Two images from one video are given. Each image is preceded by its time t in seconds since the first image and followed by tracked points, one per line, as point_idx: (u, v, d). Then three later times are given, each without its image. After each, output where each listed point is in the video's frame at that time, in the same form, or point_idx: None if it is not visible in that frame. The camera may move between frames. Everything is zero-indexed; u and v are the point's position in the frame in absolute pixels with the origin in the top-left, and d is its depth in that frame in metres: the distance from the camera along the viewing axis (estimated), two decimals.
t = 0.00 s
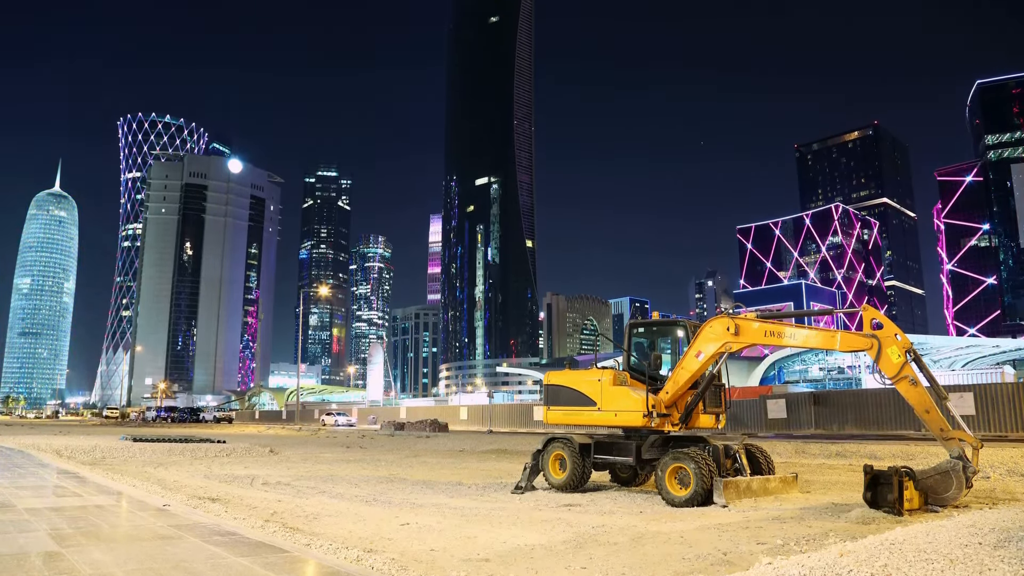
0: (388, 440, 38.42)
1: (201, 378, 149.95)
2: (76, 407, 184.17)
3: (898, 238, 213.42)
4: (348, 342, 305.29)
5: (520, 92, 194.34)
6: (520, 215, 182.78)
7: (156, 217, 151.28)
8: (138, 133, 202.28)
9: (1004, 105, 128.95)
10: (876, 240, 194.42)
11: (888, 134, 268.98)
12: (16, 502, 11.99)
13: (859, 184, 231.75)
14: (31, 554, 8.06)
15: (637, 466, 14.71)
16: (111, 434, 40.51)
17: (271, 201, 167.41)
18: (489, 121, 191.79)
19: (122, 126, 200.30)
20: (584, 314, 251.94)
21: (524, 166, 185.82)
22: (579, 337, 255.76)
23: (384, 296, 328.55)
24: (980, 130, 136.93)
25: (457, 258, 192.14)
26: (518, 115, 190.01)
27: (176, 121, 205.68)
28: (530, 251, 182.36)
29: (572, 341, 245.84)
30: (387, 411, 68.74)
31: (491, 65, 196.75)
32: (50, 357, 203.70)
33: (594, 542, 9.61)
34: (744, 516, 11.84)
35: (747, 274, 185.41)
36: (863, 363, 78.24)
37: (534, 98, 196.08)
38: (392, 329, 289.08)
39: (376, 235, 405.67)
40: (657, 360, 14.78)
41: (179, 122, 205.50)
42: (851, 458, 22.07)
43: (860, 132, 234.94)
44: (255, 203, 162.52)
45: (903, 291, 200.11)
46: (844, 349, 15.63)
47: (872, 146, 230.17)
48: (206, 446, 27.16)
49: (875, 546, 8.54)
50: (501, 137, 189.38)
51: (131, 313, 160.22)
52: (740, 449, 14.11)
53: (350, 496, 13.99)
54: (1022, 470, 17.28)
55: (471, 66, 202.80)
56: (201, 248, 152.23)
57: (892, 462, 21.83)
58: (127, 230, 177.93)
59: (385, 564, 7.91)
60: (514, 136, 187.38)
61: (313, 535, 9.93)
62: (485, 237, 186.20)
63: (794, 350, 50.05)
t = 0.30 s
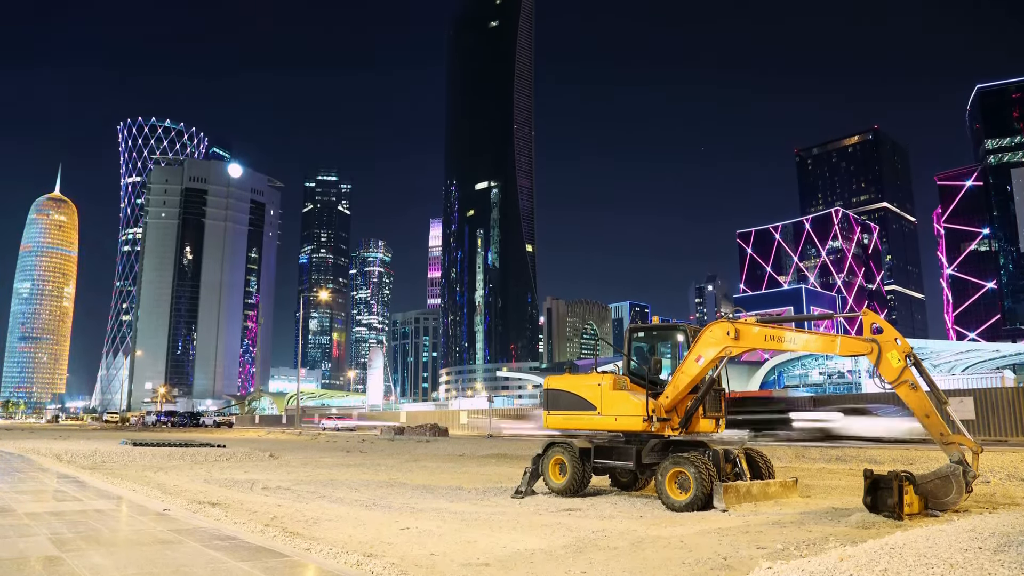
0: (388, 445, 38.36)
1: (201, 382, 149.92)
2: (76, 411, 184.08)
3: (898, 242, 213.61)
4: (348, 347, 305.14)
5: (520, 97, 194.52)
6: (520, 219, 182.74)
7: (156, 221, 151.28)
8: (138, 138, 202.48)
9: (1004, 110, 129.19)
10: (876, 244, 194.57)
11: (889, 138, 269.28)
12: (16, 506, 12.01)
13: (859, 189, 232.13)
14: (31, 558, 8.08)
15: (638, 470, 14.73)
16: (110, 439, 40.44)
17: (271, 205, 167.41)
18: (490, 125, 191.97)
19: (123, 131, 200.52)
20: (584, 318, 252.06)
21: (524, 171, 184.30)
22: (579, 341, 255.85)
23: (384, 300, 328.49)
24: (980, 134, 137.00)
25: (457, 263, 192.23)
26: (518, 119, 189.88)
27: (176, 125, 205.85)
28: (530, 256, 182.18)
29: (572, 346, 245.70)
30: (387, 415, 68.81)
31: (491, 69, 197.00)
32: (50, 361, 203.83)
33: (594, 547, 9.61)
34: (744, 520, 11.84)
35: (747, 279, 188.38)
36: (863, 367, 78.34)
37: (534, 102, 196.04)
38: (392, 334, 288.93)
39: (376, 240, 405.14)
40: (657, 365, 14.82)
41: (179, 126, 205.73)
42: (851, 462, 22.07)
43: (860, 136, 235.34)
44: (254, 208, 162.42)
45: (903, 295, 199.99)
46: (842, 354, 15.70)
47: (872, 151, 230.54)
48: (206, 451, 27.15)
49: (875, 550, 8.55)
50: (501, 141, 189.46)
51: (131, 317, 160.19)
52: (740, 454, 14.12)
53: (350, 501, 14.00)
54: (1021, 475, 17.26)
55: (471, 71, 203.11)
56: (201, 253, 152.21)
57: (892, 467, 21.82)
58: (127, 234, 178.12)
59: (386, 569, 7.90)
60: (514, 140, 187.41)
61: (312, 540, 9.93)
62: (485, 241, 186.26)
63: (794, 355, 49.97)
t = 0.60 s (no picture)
0: (388, 449, 38.33)
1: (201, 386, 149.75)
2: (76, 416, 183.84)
3: (898, 247, 213.63)
4: (348, 351, 304.90)
5: (520, 101, 194.79)
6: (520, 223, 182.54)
7: (156, 226, 151.57)
8: (138, 142, 202.92)
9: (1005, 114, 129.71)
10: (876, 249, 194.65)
11: (888, 142, 269.82)
12: (16, 511, 11.99)
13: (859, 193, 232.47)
14: (31, 563, 8.09)
15: (637, 475, 14.72)
16: (111, 443, 40.43)
17: (271, 210, 167.48)
18: (489, 130, 192.38)
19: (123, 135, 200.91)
20: (584, 323, 252.27)
21: (524, 175, 184.22)
22: (579, 346, 255.68)
23: (384, 305, 328.32)
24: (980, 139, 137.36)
25: (457, 267, 192.22)
26: (518, 123, 189.72)
27: (176, 130, 206.11)
28: (530, 261, 182.05)
29: (572, 350, 245.55)
30: (387, 419, 68.77)
31: (491, 73, 197.36)
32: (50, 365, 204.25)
33: (594, 551, 9.63)
34: (744, 524, 11.84)
35: (747, 283, 187.63)
36: (863, 371, 78.30)
37: (534, 107, 196.37)
38: (392, 338, 288.76)
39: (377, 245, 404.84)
40: (657, 369, 14.85)
41: (179, 131, 206.10)
42: (852, 467, 22.04)
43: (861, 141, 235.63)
44: (255, 212, 162.59)
45: (903, 300, 199.95)
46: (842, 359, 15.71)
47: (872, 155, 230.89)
48: (206, 455, 27.18)
49: (874, 554, 8.56)
50: (501, 145, 189.52)
51: (131, 321, 160.23)
52: (740, 458, 14.11)
53: (351, 504, 14.02)
54: (1022, 479, 17.29)
55: (472, 75, 203.57)
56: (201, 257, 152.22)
57: (892, 471, 21.78)
58: (127, 238, 178.31)
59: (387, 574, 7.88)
60: (514, 144, 187.39)
61: (312, 544, 9.93)
62: (485, 245, 186.09)
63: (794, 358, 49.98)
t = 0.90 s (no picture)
0: (388, 454, 38.32)
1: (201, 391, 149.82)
2: (77, 420, 183.77)
3: (898, 252, 213.74)
4: (348, 356, 304.76)
5: (520, 105, 195.05)
6: (520, 228, 182.55)
7: (156, 230, 151.53)
8: (138, 147, 203.12)
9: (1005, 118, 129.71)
10: (876, 253, 194.72)
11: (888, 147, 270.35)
12: (16, 515, 12.00)
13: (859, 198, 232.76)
14: (31, 567, 8.10)
15: (638, 480, 14.71)
16: (111, 447, 40.42)
17: (271, 214, 167.57)
18: (489, 134, 192.68)
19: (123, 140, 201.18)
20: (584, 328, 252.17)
21: (524, 180, 184.87)
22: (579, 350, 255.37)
23: (384, 309, 328.13)
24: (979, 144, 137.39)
25: (457, 271, 192.28)
26: (518, 128, 190.02)
27: (176, 134, 206.37)
28: (530, 265, 181.87)
29: (572, 355, 245.50)
30: (386, 423, 68.74)
31: (491, 78, 197.74)
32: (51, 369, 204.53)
33: (595, 556, 9.64)
34: (745, 529, 11.85)
35: (747, 287, 187.32)
36: (863, 376, 78.36)
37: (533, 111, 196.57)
38: (392, 343, 288.86)
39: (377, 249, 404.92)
40: (657, 374, 14.86)
41: (179, 135, 206.36)
42: (852, 471, 22.03)
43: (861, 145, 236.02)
44: (255, 217, 162.78)
45: (902, 305, 200.06)
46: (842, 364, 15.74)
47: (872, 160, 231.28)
48: (205, 459, 27.16)
49: (876, 559, 8.56)
50: (501, 150, 189.74)
51: (131, 326, 160.28)
52: (739, 463, 14.13)
53: (351, 509, 14.02)
54: (1022, 483, 17.27)
55: (472, 80, 203.97)
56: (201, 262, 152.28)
57: (893, 475, 21.81)
58: (127, 243, 178.50)
59: None
60: (515, 149, 187.59)
61: (313, 548, 9.94)
62: (485, 250, 186.13)
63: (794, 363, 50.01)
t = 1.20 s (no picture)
0: (387, 457, 38.33)
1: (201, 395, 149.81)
2: (76, 425, 183.65)
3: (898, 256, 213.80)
4: (348, 360, 304.61)
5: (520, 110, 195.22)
6: (520, 232, 182.54)
7: (156, 235, 151.52)
8: (138, 152, 203.24)
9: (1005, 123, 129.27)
10: (876, 257, 194.69)
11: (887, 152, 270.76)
12: (16, 519, 12.01)
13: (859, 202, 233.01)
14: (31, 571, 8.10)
15: (637, 484, 14.73)
16: (112, 451, 40.34)
17: (271, 218, 167.62)
18: (489, 139, 192.96)
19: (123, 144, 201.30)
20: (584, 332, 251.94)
21: (524, 185, 185.01)
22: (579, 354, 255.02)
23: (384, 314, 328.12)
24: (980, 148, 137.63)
25: (457, 276, 192.37)
26: (518, 132, 190.25)
27: (176, 139, 206.58)
28: (530, 270, 181.67)
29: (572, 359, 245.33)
30: (386, 428, 68.66)
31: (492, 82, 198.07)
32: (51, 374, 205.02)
33: (594, 560, 9.65)
34: (744, 533, 11.85)
35: (747, 292, 188.66)
36: (863, 380, 78.43)
37: (534, 115, 197.03)
38: (392, 347, 288.80)
39: (377, 253, 405.17)
40: (657, 379, 14.89)
41: (179, 140, 206.55)
42: (852, 476, 22.03)
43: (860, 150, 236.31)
44: (255, 221, 162.91)
45: (902, 309, 200.00)
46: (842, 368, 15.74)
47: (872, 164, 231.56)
48: (205, 464, 27.10)
49: (876, 563, 8.58)
50: (502, 154, 189.89)
51: (131, 330, 160.27)
52: (740, 467, 14.13)
53: (351, 513, 14.02)
54: (1022, 487, 17.28)
55: (472, 85, 204.32)
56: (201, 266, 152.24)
57: (893, 480, 21.78)
58: (127, 247, 178.61)
59: None
60: (515, 154, 187.81)
61: (313, 553, 9.94)
62: (485, 254, 186.25)
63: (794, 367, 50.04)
